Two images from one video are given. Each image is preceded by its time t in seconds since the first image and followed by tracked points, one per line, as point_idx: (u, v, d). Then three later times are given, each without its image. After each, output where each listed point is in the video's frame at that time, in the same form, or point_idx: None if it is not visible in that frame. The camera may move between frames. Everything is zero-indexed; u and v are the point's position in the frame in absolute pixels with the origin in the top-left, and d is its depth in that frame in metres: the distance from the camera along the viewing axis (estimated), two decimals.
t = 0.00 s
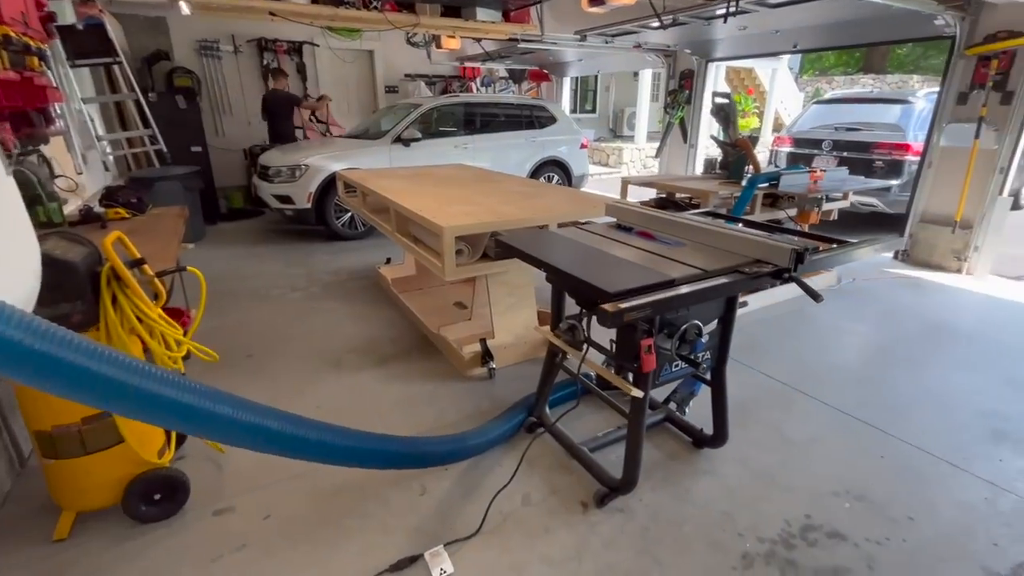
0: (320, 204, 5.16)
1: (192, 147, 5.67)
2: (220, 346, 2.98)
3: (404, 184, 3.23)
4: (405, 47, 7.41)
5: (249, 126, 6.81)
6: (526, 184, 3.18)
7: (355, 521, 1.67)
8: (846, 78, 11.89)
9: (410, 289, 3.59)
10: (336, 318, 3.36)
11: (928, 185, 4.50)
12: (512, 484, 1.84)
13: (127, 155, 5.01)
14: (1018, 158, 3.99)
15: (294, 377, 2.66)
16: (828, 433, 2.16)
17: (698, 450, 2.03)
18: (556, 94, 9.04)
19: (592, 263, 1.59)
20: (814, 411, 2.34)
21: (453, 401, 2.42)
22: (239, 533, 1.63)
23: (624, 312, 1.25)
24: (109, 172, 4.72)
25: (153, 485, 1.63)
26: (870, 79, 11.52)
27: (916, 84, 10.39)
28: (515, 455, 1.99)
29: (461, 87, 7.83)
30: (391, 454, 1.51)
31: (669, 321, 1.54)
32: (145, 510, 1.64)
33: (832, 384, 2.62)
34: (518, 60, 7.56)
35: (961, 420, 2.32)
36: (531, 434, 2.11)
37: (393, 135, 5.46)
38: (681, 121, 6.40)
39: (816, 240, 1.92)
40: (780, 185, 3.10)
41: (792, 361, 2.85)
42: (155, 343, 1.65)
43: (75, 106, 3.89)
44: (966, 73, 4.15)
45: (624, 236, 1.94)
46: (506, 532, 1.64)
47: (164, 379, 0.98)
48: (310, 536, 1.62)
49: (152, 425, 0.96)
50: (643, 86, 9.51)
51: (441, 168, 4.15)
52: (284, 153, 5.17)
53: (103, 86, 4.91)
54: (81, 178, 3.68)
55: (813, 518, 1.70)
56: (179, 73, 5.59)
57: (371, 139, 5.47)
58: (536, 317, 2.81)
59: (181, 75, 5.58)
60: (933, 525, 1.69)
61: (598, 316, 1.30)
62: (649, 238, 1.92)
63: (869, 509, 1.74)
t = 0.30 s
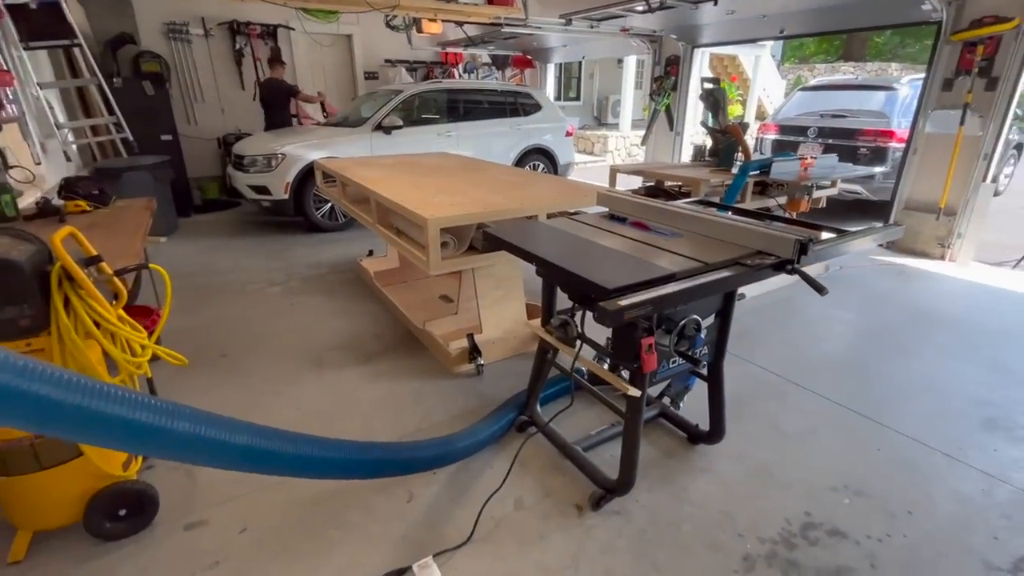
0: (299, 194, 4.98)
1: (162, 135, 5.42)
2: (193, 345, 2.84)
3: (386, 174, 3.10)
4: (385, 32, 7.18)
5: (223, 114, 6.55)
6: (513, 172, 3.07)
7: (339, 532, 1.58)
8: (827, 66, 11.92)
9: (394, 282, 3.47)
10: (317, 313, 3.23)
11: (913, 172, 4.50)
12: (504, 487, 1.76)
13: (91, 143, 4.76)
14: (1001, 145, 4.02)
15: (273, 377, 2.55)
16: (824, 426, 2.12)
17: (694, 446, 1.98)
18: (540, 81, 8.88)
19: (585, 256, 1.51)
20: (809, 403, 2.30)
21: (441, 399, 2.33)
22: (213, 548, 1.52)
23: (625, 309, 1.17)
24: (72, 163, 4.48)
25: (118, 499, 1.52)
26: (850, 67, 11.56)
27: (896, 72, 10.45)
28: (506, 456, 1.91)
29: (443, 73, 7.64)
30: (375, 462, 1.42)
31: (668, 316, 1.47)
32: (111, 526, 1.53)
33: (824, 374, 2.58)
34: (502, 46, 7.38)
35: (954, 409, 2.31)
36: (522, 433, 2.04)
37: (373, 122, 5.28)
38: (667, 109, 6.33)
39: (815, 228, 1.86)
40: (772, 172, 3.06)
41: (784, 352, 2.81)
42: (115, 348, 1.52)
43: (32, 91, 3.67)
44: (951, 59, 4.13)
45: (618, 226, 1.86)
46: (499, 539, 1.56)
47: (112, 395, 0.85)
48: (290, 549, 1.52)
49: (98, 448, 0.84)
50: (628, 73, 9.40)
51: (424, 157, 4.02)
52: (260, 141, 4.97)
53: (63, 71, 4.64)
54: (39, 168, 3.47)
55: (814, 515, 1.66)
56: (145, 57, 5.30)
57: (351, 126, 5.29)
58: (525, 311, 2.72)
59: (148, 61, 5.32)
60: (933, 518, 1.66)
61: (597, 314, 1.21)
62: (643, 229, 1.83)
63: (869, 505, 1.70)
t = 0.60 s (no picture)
0: (286, 184, 4.82)
1: (144, 124, 5.23)
2: (173, 343, 2.71)
3: (374, 163, 2.96)
4: (374, 15, 6.96)
5: (208, 101, 6.34)
6: (507, 160, 2.95)
7: (323, 546, 1.48)
8: (825, 52, 11.70)
9: (384, 275, 3.35)
10: (304, 308, 3.11)
11: (917, 158, 4.38)
12: (498, 494, 1.67)
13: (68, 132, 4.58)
14: (1007, 131, 3.92)
15: (257, 377, 2.43)
16: (834, 426, 2.04)
17: (698, 448, 1.89)
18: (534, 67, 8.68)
19: (584, 250, 1.39)
20: (817, 401, 2.21)
21: (433, 400, 2.23)
22: (187, 565, 1.42)
23: (630, 312, 1.07)
24: (47, 152, 4.30)
25: (84, 515, 1.41)
26: (849, 52, 11.34)
27: (894, 57, 10.28)
28: (501, 461, 1.82)
29: (435, 58, 7.44)
30: (360, 475, 1.32)
31: (674, 316, 1.36)
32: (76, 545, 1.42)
33: (832, 370, 2.49)
34: (495, 31, 7.19)
35: (964, 404, 2.23)
36: (518, 435, 1.94)
37: (363, 109, 5.12)
38: (664, 95, 6.21)
39: (827, 217, 1.76)
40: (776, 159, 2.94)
41: (789, 346, 2.72)
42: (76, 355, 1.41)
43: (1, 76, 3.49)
44: (958, 42, 4.00)
45: (619, 217, 1.74)
46: (493, 552, 1.47)
47: (42, 420, 0.75)
48: (270, 566, 1.42)
49: (29, 480, 0.74)
50: (624, 58, 9.21)
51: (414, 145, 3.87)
52: (245, 129, 4.80)
53: (36, 54, 4.44)
54: (9, 157, 3.30)
55: (825, 522, 1.57)
56: (126, 43, 5.15)
57: (339, 114, 5.12)
58: (520, 305, 2.61)
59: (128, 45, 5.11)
60: (949, 524, 1.58)
61: (599, 317, 1.10)
62: (647, 220, 1.71)
63: (882, 510, 1.62)
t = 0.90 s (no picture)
0: (280, 175, 4.70)
1: (134, 113, 5.10)
2: (161, 340, 2.63)
3: (366, 152, 2.85)
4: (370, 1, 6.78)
5: (200, 90, 6.20)
6: (504, 149, 2.83)
7: (308, 561, 1.40)
8: (830, 36, 11.41)
9: (379, 269, 3.25)
10: (296, 303, 3.02)
11: (929, 147, 4.25)
12: (494, 504, 1.58)
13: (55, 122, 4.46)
14: None
15: (245, 376, 2.34)
16: (848, 427, 1.94)
17: (705, 452, 1.80)
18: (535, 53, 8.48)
19: (584, 245, 1.29)
20: (830, 400, 2.11)
21: (427, 400, 2.14)
22: None
23: (636, 317, 0.97)
24: (34, 143, 4.18)
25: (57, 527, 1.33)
26: (856, 36, 11.05)
27: (902, 42, 10.02)
28: (499, 467, 1.73)
29: (433, 45, 7.27)
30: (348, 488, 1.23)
31: (681, 317, 1.26)
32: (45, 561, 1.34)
33: (845, 366, 2.38)
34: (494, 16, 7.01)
35: (982, 403, 2.13)
36: (516, 438, 1.85)
37: (358, 97, 4.98)
38: (668, 81, 6.03)
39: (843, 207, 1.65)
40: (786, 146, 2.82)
41: (799, 341, 2.61)
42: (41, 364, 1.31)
43: None
44: (975, 23, 3.82)
45: (622, 209, 1.63)
46: (489, 566, 1.38)
47: None
48: None
49: None
50: (626, 44, 9.00)
51: (409, 133, 3.75)
52: (237, 119, 4.68)
53: (20, 42, 4.31)
54: None
55: (841, 534, 1.48)
56: (115, 30, 5.03)
57: (334, 102, 4.98)
58: (519, 301, 2.51)
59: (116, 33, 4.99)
60: (974, 535, 1.49)
61: (601, 323, 1.00)
62: (652, 212, 1.60)
63: (902, 521, 1.53)
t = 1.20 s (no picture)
0: (279, 167, 4.64)
1: (133, 106, 5.05)
2: (155, 336, 2.58)
3: (362, 143, 2.76)
4: None
5: (201, 82, 6.13)
6: (504, 139, 2.73)
7: (293, 571, 1.34)
8: (844, 23, 11.06)
9: (378, 263, 3.17)
10: (293, 298, 2.96)
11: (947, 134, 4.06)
12: (488, 511, 1.51)
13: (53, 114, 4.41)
14: None
15: (237, 374, 2.29)
16: (863, 430, 1.84)
17: (711, 456, 1.71)
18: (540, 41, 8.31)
19: (582, 241, 1.20)
20: (843, 401, 2.01)
21: (423, 400, 2.07)
22: None
23: (635, 321, 0.88)
24: (31, 137, 4.14)
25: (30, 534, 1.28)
26: (871, 22, 10.69)
27: (919, 27, 9.69)
28: (494, 471, 1.66)
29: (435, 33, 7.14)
30: (337, 497, 1.17)
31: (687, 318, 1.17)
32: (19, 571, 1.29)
33: (859, 365, 2.28)
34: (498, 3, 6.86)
35: (1006, 404, 2.02)
36: (514, 441, 1.77)
37: (358, 87, 4.89)
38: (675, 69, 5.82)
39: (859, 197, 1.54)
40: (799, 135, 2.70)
41: (811, 338, 2.51)
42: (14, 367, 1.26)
43: None
44: (998, 4, 3.64)
45: (624, 202, 1.54)
46: None
47: None
48: None
49: None
50: (633, 32, 8.80)
51: (408, 123, 3.66)
52: (236, 110, 4.61)
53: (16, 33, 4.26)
54: None
55: (856, 546, 1.40)
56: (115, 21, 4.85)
57: (334, 92, 4.90)
58: (519, 296, 2.42)
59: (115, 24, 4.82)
60: (1000, 549, 1.39)
61: (596, 328, 0.92)
62: (657, 205, 1.50)
63: (922, 532, 1.44)
